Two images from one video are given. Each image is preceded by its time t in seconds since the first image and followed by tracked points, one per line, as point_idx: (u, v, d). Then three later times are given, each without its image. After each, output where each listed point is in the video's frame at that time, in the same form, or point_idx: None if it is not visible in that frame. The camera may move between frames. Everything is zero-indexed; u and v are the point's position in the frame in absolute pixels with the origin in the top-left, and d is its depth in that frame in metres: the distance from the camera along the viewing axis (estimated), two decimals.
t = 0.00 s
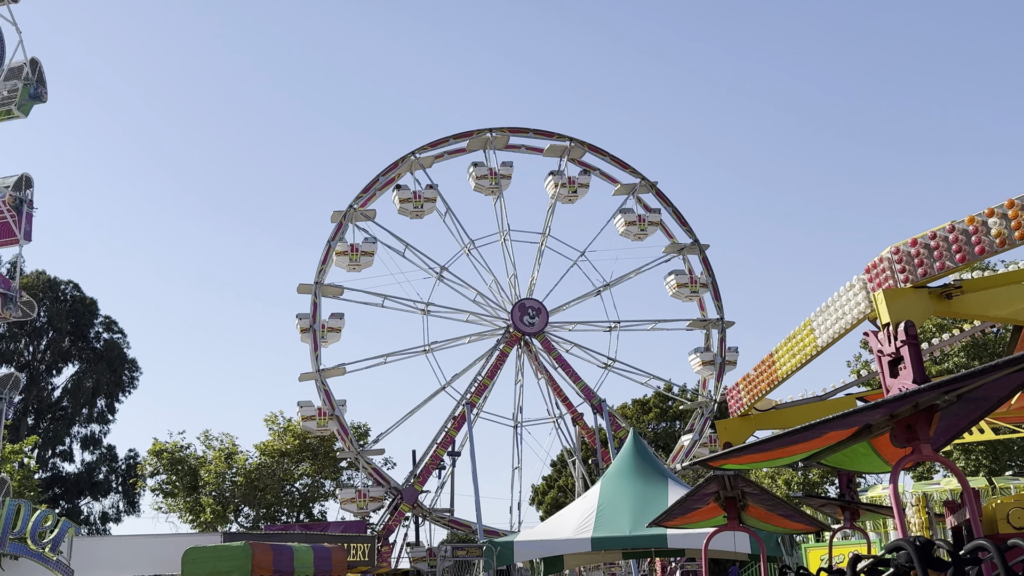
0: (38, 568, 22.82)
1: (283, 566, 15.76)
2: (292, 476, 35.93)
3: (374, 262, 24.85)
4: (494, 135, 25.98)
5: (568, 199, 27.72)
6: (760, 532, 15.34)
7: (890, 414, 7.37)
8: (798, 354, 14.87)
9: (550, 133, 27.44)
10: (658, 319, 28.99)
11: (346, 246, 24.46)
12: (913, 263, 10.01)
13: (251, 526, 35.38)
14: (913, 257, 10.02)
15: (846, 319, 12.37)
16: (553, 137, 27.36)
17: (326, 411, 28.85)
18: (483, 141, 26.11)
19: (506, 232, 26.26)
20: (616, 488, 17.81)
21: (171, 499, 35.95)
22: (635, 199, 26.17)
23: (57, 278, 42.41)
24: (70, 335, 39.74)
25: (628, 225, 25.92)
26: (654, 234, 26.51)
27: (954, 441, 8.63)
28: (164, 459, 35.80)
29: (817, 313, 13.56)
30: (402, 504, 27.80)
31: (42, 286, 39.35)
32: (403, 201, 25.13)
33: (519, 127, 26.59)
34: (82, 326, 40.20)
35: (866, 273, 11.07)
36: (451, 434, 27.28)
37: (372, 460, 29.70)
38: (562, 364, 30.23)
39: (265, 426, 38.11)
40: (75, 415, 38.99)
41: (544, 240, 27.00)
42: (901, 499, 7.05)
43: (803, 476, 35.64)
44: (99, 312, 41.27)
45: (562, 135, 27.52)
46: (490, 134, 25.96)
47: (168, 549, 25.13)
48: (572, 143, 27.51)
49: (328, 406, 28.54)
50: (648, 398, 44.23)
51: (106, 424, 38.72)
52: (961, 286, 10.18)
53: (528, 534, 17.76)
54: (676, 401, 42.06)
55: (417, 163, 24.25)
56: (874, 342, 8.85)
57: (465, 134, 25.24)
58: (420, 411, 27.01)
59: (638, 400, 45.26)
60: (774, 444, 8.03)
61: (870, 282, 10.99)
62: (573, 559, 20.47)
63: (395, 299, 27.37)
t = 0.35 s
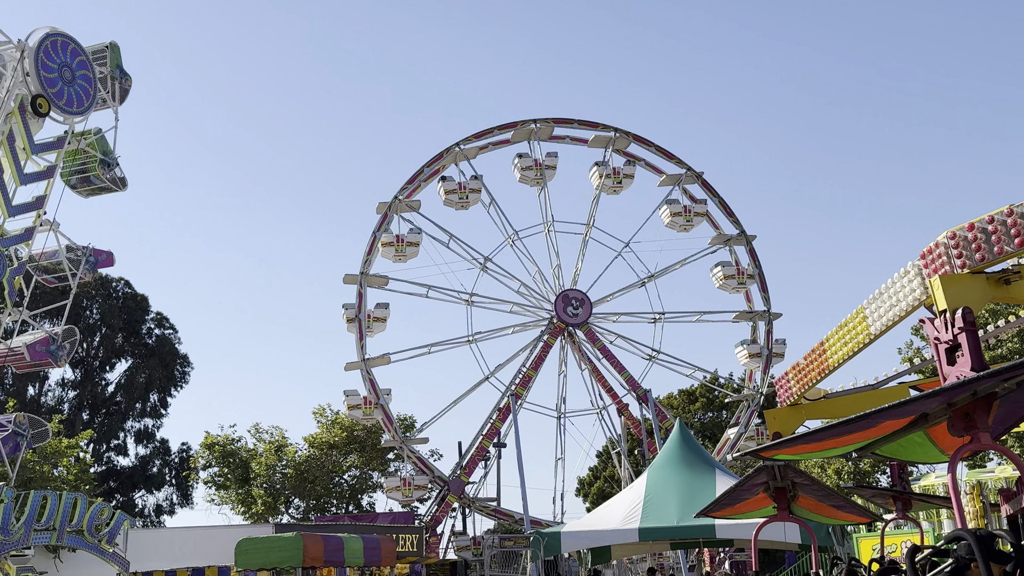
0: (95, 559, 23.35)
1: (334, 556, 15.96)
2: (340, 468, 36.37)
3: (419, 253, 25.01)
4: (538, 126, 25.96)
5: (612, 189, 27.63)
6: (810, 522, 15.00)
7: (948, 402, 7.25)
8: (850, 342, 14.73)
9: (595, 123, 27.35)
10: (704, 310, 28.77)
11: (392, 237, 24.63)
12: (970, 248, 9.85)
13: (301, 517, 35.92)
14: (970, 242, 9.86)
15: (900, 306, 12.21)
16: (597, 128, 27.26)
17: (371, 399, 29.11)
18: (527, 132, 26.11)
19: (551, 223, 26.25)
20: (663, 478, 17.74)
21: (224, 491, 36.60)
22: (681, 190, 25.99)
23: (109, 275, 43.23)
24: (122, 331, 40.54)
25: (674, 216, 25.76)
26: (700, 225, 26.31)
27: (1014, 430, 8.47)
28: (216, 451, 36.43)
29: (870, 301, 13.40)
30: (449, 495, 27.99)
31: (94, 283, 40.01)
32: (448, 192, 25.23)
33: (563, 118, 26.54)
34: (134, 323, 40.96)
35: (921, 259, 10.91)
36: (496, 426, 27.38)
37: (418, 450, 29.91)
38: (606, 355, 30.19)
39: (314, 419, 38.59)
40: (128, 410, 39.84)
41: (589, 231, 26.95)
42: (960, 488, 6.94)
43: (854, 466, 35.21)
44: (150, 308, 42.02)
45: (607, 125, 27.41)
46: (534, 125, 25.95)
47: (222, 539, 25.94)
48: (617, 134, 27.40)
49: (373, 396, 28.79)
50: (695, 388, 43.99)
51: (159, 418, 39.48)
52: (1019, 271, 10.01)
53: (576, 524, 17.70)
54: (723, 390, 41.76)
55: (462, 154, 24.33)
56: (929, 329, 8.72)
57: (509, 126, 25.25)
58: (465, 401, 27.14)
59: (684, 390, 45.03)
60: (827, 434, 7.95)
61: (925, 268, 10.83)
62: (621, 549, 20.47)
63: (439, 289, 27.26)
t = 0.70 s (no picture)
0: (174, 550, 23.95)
1: (405, 546, 16.12)
2: (408, 459, 36.78)
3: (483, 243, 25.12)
4: (601, 115, 25.82)
5: (678, 178, 27.37)
6: (887, 514, 14.43)
7: None
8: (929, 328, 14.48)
9: (659, 112, 27.10)
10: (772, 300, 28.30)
11: (455, 228, 24.78)
12: None
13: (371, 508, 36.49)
14: None
15: (981, 291, 12.05)
16: (662, 116, 27.02)
17: (436, 388, 29.34)
18: (590, 121, 25.98)
19: (615, 212, 26.12)
20: (732, 468, 17.53)
21: (296, 483, 37.34)
22: (748, 177, 25.61)
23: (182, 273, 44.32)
24: (194, 328, 41.55)
25: (741, 204, 25.41)
26: (768, 213, 25.90)
27: None
28: (288, 444, 37.14)
29: (949, 286, 13.24)
30: (516, 486, 28.09)
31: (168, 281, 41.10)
32: (512, 183, 25.26)
33: (627, 106, 26.36)
34: (207, 319, 41.95)
35: (1003, 242, 10.62)
36: (562, 416, 27.37)
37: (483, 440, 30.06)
38: (672, 344, 29.94)
39: (382, 412, 39.10)
40: (203, 405, 40.87)
41: (653, 220, 26.74)
42: None
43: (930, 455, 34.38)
44: (221, 305, 42.90)
45: (671, 113, 27.13)
46: (597, 114, 25.81)
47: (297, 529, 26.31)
48: (682, 121, 27.10)
49: (438, 384, 29.02)
50: (763, 377, 43.41)
51: (232, 412, 40.41)
52: None
53: (645, 515, 17.54)
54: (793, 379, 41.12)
55: (524, 144, 24.33)
56: (1013, 313, 8.47)
57: (572, 115, 25.16)
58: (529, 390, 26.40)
59: (753, 379, 44.47)
60: (908, 424, 7.78)
61: (1008, 251, 10.57)
62: (690, 539, 20.31)
63: (502, 279, 26.93)
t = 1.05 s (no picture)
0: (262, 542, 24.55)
1: (486, 538, 16.24)
2: (486, 452, 37.06)
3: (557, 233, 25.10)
4: (676, 101, 25.54)
5: (757, 164, 26.91)
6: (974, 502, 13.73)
7: None
8: None
9: (736, 97, 26.68)
10: (854, 288, 27.62)
11: (529, 218, 24.79)
12: None
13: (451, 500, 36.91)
14: None
15: None
16: (738, 101, 26.59)
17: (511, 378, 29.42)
18: (665, 108, 25.72)
19: (691, 200, 25.83)
20: (816, 458, 17.18)
21: (376, 476, 37.90)
22: (829, 162, 25.01)
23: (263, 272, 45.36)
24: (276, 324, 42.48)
25: (822, 190, 24.84)
26: (850, 198, 25.27)
27: None
28: (368, 437, 37.72)
29: None
30: (594, 477, 28.02)
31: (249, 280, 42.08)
32: (585, 172, 25.16)
33: (702, 92, 26.02)
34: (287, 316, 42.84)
35: None
36: (639, 407, 27.21)
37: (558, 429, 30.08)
38: (750, 332, 29.50)
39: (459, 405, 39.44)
40: (285, 399, 41.82)
41: (730, 207, 26.36)
42: None
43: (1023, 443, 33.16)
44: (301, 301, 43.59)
45: (748, 98, 26.68)
46: (672, 100, 25.54)
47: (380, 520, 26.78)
48: (759, 106, 26.64)
49: (512, 373, 29.09)
50: (846, 364, 42.49)
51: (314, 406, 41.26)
52: None
53: (727, 507, 17.20)
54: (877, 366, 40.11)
55: (598, 133, 24.21)
56: None
57: (646, 102, 24.93)
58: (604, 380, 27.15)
59: (835, 366, 43.57)
60: (1005, 411, 7.55)
61: None
62: (773, 530, 19.98)
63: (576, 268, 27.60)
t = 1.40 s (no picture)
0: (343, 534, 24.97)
1: (563, 531, 16.17)
2: (560, 444, 37.13)
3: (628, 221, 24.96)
4: (750, 86, 25.14)
5: (837, 148, 26.35)
6: None
7: None
8: None
9: (813, 80, 26.16)
10: (936, 275, 26.83)
11: (600, 207, 24.69)
12: None
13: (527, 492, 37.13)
14: None
15: None
16: (815, 85, 26.07)
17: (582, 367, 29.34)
18: (738, 93, 25.35)
19: (766, 186, 25.44)
20: (899, 447, 16.76)
21: (452, 469, 38.24)
22: (910, 145, 24.34)
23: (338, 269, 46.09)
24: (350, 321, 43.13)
25: (904, 174, 24.21)
26: (934, 181, 24.55)
27: None
28: (443, 431, 38.04)
29: None
30: (670, 469, 27.82)
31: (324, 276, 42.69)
32: (657, 159, 24.96)
33: (778, 75, 25.57)
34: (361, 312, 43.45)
35: None
36: (715, 398, 26.91)
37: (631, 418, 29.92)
38: (828, 320, 28.91)
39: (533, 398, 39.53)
40: (362, 394, 42.50)
41: (806, 193, 25.86)
42: None
43: None
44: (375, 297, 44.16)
45: (825, 81, 26.14)
46: (746, 85, 25.15)
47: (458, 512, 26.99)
48: (837, 89, 26.06)
49: (583, 362, 29.00)
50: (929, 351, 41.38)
51: (390, 401, 41.83)
52: None
53: (809, 498, 16.83)
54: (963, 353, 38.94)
55: (669, 119, 23.98)
56: None
57: (719, 88, 24.61)
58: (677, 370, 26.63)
59: (918, 354, 42.47)
60: None
61: None
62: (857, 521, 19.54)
63: (648, 257, 27.01)
